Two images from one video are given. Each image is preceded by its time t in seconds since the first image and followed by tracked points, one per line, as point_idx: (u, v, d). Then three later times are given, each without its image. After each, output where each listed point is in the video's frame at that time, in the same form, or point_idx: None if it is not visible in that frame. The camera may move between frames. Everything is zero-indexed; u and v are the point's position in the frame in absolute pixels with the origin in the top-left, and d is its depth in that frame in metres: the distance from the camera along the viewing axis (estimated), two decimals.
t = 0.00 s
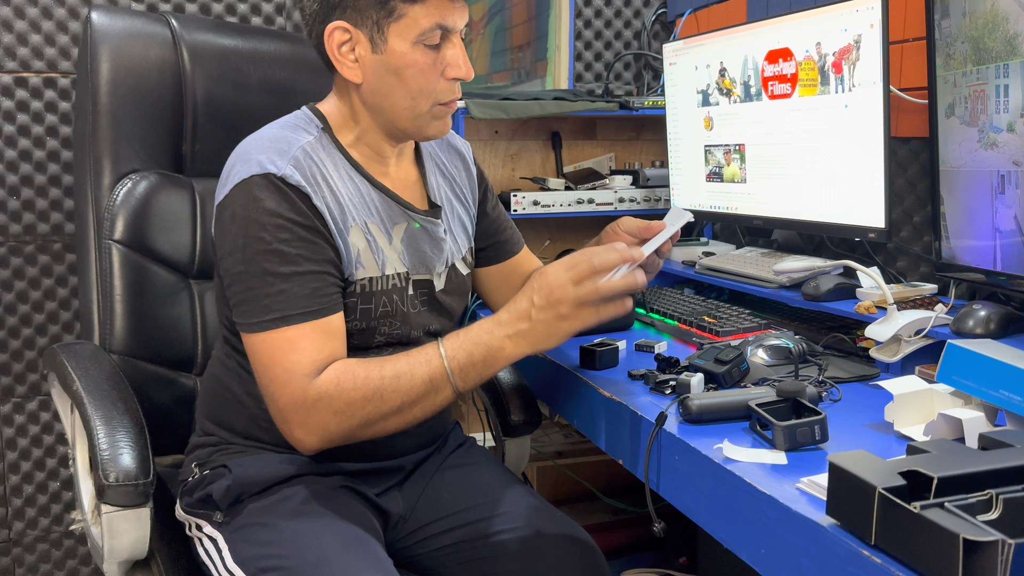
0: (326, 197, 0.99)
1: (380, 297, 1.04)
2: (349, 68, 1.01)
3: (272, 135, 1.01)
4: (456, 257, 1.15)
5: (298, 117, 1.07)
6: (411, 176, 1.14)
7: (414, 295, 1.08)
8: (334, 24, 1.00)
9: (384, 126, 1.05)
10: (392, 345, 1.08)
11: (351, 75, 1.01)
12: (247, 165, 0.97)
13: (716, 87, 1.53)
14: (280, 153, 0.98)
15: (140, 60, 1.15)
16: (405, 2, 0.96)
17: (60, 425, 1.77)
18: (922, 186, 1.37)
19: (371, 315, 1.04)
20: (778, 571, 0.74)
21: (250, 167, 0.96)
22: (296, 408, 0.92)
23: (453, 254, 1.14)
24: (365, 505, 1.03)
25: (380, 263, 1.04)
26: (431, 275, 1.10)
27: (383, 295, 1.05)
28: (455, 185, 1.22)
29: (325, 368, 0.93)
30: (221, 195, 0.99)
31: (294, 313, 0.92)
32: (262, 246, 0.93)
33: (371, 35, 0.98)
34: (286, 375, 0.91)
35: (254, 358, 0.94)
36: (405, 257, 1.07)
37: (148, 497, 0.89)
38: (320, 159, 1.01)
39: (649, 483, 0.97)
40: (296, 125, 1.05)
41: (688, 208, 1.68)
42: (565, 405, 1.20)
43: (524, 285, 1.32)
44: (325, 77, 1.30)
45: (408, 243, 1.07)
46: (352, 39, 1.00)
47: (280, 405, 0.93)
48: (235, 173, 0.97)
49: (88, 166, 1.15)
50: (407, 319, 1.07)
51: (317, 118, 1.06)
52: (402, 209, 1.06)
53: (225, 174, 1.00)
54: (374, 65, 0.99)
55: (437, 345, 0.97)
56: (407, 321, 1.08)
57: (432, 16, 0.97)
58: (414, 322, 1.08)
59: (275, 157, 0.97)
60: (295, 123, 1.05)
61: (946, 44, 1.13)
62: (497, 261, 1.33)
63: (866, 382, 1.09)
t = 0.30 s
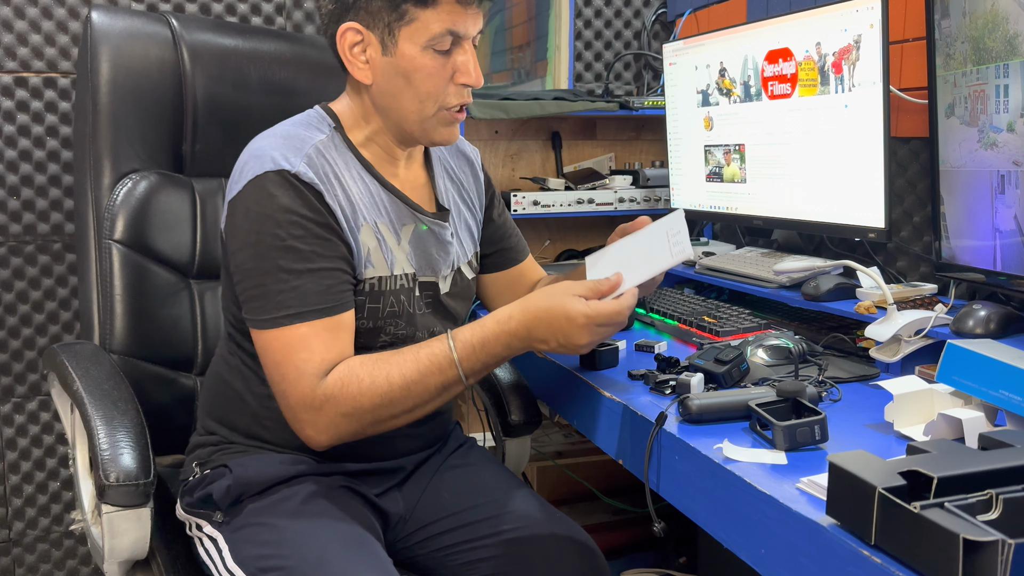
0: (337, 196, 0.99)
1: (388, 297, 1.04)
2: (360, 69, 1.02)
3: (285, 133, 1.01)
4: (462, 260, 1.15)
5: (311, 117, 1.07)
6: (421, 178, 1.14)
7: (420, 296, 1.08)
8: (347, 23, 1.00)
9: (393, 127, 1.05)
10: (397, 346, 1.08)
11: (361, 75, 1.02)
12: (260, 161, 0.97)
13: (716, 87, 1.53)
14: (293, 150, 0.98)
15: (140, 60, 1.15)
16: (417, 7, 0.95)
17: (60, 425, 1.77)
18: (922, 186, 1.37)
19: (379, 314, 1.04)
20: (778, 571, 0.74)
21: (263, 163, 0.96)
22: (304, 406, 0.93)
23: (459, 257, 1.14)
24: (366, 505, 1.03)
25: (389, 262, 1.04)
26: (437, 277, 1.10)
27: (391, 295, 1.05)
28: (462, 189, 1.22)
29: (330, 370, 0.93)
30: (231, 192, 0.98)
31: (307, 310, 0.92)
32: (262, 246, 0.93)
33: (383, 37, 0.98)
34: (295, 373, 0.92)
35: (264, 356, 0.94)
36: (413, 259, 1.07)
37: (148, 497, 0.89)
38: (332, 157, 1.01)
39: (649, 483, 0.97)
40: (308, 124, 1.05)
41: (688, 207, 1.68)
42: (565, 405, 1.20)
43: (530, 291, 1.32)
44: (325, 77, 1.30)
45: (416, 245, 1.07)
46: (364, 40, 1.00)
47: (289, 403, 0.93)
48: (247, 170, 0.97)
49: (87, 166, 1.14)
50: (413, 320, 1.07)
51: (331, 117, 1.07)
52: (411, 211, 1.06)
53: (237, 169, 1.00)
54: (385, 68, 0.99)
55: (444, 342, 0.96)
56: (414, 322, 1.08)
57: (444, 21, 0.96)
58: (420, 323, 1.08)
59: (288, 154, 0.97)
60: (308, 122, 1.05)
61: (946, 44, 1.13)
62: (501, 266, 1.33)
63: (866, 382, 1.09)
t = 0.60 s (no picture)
0: (348, 196, 1.00)
1: (396, 297, 1.05)
2: (372, 71, 1.02)
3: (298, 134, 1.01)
4: (467, 263, 1.15)
5: (321, 117, 1.07)
6: (427, 178, 1.14)
7: (426, 297, 1.08)
8: (360, 26, 1.00)
9: (402, 130, 1.05)
10: (402, 346, 1.08)
11: (373, 77, 1.02)
12: (273, 163, 0.96)
13: (716, 87, 1.53)
14: (306, 151, 0.98)
15: (141, 60, 1.15)
16: (431, 12, 0.95)
17: (60, 425, 1.77)
18: (922, 186, 1.37)
19: (387, 314, 1.05)
20: (779, 571, 0.74)
21: (277, 165, 0.96)
22: (312, 408, 0.94)
23: (464, 259, 1.14)
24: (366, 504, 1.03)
25: (398, 264, 1.04)
26: (443, 279, 1.10)
27: (398, 296, 1.05)
28: (467, 190, 1.22)
29: (339, 376, 0.94)
30: (243, 193, 0.98)
31: (316, 314, 0.93)
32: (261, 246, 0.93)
33: (396, 40, 0.98)
34: (303, 377, 0.93)
35: (271, 357, 0.95)
36: (421, 261, 1.07)
37: (150, 496, 0.89)
38: (343, 158, 1.01)
39: (649, 483, 0.97)
40: (319, 125, 1.05)
41: (688, 207, 1.68)
42: (565, 405, 1.20)
43: (534, 293, 1.32)
44: (325, 77, 1.30)
45: (422, 247, 1.07)
46: (377, 43, 1.00)
47: (297, 405, 0.94)
48: (260, 172, 0.96)
49: (87, 166, 1.14)
50: (418, 321, 1.08)
51: (342, 118, 1.07)
52: (418, 212, 1.06)
53: (249, 170, 0.99)
54: (396, 71, 0.99)
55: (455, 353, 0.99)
56: (419, 323, 1.08)
57: (456, 27, 0.96)
58: (424, 325, 1.09)
59: (302, 156, 0.97)
60: (318, 123, 1.05)
61: (946, 44, 1.14)
62: (504, 270, 1.33)
63: (866, 382, 1.09)
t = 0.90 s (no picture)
0: (364, 198, 1.00)
1: (405, 298, 1.05)
2: (359, 77, 1.02)
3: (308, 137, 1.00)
4: (467, 262, 1.15)
5: (325, 117, 1.07)
6: (428, 178, 1.15)
7: (428, 296, 1.09)
8: (345, 33, 1.00)
9: (394, 133, 1.05)
10: (407, 347, 1.09)
11: (361, 83, 1.02)
12: (287, 168, 0.96)
13: (716, 87, 1.53)
14: (321, 155, 0.98)
15: (140, 60, 1.15)
16: (412, 19, 0.95)
17: (60, 425, 1.77)
18: (922, 186, 1.37)
19: (396, 315, 1.05)
20: (778, 572, 0.74)
21: (292, 169, 0.95)
22: (337, 415, 0.95)
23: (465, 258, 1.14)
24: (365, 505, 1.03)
25: (409, 264, 1.04)
26: (445, 279, 1.10)
27: (408, 297, 1.05)
28: (467, 188, 1.22)
29: (365, 384, 0.95)
30: (256, 200, 0.97)
31: (338, 322, 0.93)
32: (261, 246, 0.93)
33: (380, 47, 0.98)
34: (328, 385, 0.94)
35: (290, 363, 0.95)
36: (425, 261, 1.07)
37: (149, 496, 0.89)
38: (354, 159, 1.01)
39: (649, 483, 0.97)
40: (326, 125, 1.04)
41: (688, 208, 1.68)
42: (564, 405, 1.20)
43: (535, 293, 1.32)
44: (325, 77, 1.30)
45: (426, 246, 1.07)
46: (362, 49, 1.00)
47: (322, 412, 0.95)
48: (273, 177, 0.96)
49: (87, 166, 1.14)
50: (421, 321, 1.08)
51: (345, 118, 1.07)
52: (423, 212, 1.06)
53: (262, 177, 0.98)
54: (382, 77, 1.00)
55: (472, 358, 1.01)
56: (422, 324, 1.09)
57: (439, 33, 0.96)
58: (425, 325, 1.09)
59: (318, 160, 0.97)
60: (325, 124, 1.05)
61: (946, 44, 1.14)
62: (504, 270, 1.33)
63: (866, 382, 1.09)
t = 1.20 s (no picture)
0: (363, 200, 1.00)
1: (405, 300, 1.05)
2: (355, 84, 1.03)
3: (306, 141, 1.00)
4: (466, 263, 1.15)
5: (323, 120, 1.07)
6: (426, 178, 1.15)
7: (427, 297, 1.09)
8: (341, 41, 1.00)
9: (392, 138, 1.05)
10: (406, 348, 1.09)
11: (358, 90, 1.03)
12: (285, 174, 0.96)
13: (716, 87, 1.53)
14: (319, 159, 0.98)
15: (139, 60, 1.15)
16: (406, 28, 0.95)
17: (59, 425, 1.77)
18: (922, 186, 1.37)
19: (396, 317, 1.05)
20: (779, 572, 0.74)
21: (290, 175, 0.95)
22: (339, 419, 0.95)
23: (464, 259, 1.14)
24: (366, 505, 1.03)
25: (408, 266, 1.05)
26: (445, 279, 1.10)
27: (407, 299, 1.06)
28: (465, 188, 1.22)
29: (367, 386, 0.96)
30: (255, 205, 0.97)
31: (340, 326, 0.93)
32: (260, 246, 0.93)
33: (376, 55, 0.98)
34: (330, 388, 0.94)
35: (292, 366, 0.95)
36: (425, 262, 1.07)
37: (149, 497, 0.89)
38: (352, 160, 1.01)
39: (649, 483, 0.97)
40: (325, 128, 1.04)
41: (688, 207, 1.68)
42: (564, 405, 1.20)
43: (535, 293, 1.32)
44: (325, 77, 1.30)
45: (424, 247, 1.07)
46: (358, 56, 1.00)
47: (324, 416, 0.95)
48: (272, 182, 0.96)
49: (86, 166, 1.14)
50: (421, 322, 1.09)
51: (343, 120, 1.07)
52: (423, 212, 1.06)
53: (260, 182, 0.98)
54: (379, 84, 1.00)
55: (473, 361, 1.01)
56: (421, 325, 1.09)
57: (435, 41, 0.95)
58: (425, 326, 1.09)
59: (315, 164, 0.97)
60: (323, 127, 1.04)
61: (946, 44, 1.14)
62: (504, 269, 1.33)
63: (866, 382, 1.09)
